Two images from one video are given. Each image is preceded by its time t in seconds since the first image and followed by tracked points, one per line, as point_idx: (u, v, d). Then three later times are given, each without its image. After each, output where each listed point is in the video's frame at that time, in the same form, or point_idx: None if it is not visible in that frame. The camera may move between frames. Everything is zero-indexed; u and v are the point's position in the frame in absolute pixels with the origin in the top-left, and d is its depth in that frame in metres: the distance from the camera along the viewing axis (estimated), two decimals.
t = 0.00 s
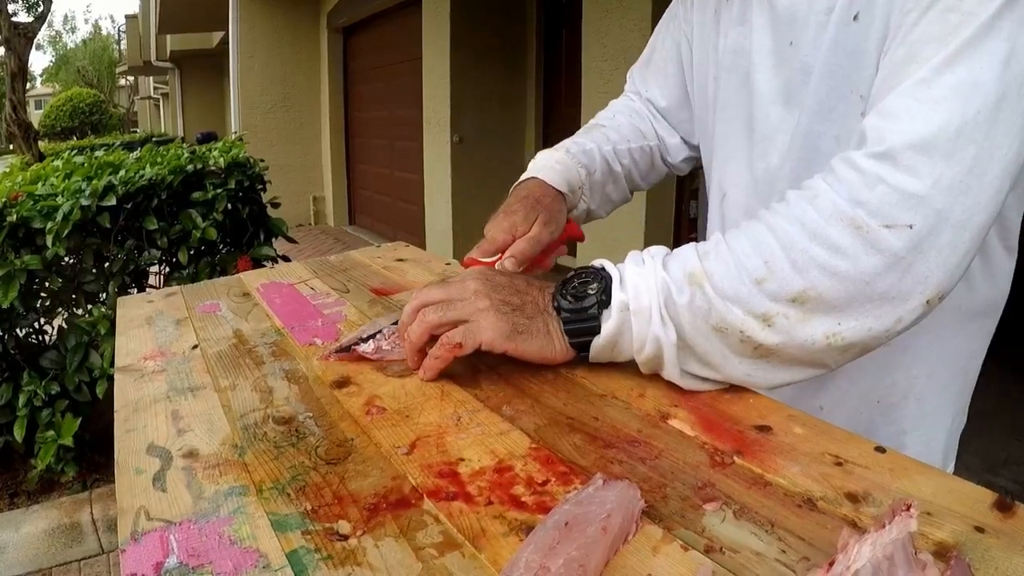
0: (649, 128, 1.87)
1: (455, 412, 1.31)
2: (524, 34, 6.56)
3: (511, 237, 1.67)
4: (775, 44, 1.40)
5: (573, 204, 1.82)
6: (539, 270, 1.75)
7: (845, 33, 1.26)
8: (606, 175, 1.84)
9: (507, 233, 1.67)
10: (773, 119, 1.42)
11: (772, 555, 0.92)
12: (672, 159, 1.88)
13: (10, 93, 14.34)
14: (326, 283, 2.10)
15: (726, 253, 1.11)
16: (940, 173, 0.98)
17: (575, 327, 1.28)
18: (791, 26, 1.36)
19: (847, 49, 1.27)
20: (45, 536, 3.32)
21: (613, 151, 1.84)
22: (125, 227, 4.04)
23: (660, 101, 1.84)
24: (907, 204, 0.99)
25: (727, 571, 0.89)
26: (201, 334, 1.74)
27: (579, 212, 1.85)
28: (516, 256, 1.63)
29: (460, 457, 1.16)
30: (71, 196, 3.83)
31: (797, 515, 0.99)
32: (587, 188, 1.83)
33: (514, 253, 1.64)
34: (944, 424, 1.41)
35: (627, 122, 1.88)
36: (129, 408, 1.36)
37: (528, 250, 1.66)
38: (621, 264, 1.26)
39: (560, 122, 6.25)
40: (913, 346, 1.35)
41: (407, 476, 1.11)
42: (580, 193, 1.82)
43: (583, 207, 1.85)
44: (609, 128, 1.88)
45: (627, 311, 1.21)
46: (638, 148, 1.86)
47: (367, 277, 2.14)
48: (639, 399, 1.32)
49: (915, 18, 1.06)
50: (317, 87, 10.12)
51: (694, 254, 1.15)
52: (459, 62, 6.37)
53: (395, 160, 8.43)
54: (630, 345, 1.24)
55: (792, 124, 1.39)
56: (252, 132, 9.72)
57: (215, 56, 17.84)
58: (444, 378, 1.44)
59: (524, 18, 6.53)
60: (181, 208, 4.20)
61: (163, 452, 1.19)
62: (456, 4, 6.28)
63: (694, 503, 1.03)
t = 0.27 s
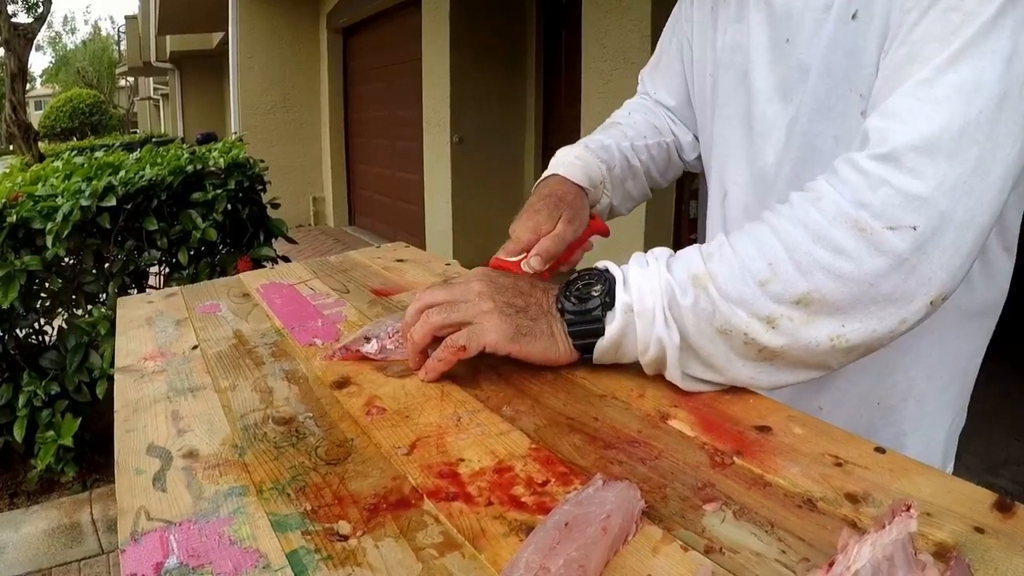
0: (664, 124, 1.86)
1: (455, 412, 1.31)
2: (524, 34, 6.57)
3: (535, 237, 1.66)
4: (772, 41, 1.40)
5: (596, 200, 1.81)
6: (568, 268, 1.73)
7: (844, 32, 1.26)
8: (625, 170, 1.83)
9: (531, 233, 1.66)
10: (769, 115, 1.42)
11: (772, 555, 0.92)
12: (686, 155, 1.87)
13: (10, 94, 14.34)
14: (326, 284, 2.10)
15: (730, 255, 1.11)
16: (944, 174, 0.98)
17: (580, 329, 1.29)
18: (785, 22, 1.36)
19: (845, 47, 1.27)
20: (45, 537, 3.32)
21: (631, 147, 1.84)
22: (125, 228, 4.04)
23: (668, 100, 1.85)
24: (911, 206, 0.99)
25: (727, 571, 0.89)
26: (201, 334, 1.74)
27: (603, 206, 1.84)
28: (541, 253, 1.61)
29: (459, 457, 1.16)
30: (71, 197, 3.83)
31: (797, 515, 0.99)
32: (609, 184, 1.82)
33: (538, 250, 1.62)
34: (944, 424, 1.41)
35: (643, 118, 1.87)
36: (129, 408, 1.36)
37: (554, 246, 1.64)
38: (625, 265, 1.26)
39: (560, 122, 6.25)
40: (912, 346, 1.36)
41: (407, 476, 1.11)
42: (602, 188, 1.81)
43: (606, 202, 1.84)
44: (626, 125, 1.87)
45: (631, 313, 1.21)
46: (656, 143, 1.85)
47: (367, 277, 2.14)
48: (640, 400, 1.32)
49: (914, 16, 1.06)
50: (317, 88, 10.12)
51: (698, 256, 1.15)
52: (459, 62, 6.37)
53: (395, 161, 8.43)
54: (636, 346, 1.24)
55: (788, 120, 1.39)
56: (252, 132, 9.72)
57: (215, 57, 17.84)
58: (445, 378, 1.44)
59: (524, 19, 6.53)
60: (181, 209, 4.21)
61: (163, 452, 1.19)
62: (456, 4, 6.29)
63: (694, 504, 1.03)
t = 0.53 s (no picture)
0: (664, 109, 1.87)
1: (455, 412, 1.31)
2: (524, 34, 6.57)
3: (550, 215, 1.65)
4: (772, 40, 1.40)
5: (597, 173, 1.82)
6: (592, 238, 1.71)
7: (845, 33, 1.26)
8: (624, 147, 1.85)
9: (547, 213, 1.66)
10: (770, 114, 1.42)
11: (771, 556, 0.92)
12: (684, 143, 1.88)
13: (10, 95, 14.34)
14: (326, 284, 2.10)
15: (732, 255, 1.11)
16: (947, 174, 0.98)
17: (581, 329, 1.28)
18: (787, 22, 1.36)
19: (847, 47, 1.27)
20: (44, 537, 3.32)
21: (629, 127, 1.86)
22: (125, 228, 4.04)
23: (663, 94, 1.85)
24: (915, 206, 0.99)
25: (726, 571, 0.89)
26: (201, 334, 1.74)
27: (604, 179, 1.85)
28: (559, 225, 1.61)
29: (459, 457, 1.16)
30: (70, 197, 3.83)
31: (796, 516, 0.99)
32: (609, 158, 1.83)
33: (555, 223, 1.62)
34: (943, 425, 1.41)
35: (644, 102, 1.89)
36: (129, 408, 1.36)
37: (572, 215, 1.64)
38: (627, 265, 1.26)
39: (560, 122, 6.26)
40: (911, 347, 1.36)
41: (407, 477, 1.11)
42: (602, 161, 1.82)
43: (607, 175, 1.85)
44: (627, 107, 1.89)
45: (633, 314, 1.21)
46: (656, 125, 1.86)
47: (367, 277, 2.15)
48: (639, 400, 1.32)
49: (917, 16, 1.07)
50: (317, 88, 10.12)
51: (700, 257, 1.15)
52: (459, 61, 6.37)
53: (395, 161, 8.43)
54: (637, 346, 1.24)
55: (789, 121, 1.39)
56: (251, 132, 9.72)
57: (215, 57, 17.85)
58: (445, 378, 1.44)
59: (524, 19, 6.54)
60: (180, 209, 4.21)
61: (163, 452, 1.19)
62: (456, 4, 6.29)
63: (693, 504, 1.03)
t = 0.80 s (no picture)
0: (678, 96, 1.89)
1: (456, 412, 1.31)
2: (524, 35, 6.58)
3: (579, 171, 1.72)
4: (775, 52, 1.40)
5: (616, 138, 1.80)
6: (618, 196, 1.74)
7: (847, 43, 1.26)
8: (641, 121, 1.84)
9: (575, 171, 1.72)
10: (775, 125, 1.42)
11: (773, 555, 0.92)
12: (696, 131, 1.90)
13: (9, 95, 14.33)
14: (327, 284, 2.10)
15: (741, 257, 1.10)
16: (971, 174, 0.97)
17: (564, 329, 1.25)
18: (791, 32, 1.35)
19: (849, 58, 1.27)
20: (44, 538, 3.32)
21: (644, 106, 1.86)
22: (125, 228, 4.04)
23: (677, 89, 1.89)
24: (938, 206, 0.97)
25: (728, 571, 0.89)
26: (203, 334, 1.74)
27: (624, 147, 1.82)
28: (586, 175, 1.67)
29: (461, 457, 1.16)
30: (70, 198, 3.83)
31: (798, 516, 0.99)
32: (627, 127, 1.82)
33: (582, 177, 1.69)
34: (944, 426, 1.41)
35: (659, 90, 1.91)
36: (131, 408, 1.36)
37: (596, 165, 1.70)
38: (623, 269, 1.24)
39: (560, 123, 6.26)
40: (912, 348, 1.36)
41: (408, 477, 1.11)
42: (619, 128, 1.81)
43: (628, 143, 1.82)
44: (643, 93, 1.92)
45: (626, 317, 1.18)
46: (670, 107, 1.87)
47: (368, 278, 2.15)
48: (641, 400, 1.32)
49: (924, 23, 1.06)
50: (316, 88, 10.13)
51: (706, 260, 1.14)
52: (459, 62, 6.37)
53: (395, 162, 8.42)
54: (627, 351, 1.21)
55: (792, 131, 1.39)
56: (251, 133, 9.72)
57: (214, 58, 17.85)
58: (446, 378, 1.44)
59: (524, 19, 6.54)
60: (180, 210, 4.21)
61: (164, 452, 1.19)
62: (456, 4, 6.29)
63: (695, 504, 1.03)
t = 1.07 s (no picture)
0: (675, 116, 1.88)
1: (455, 412, 1.31)
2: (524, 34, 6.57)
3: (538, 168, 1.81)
4: (771, 57, 1.40)
5: (594, 158, 1.85)
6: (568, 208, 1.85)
7: (841, 46, 1.26)
8: (629, 142, 1.86)
9: (535, 166, 1.82)
10: (771, 131, 1.41)
11: (772, 556, 0.92)
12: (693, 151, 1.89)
13: (9, 95, 14.33)
14: (326, 284, 2.10)
15: (713, 236, 1.03)
16: (955, 141, 0.91)
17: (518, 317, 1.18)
18: (790, 39, 1.34)
19: (841, 61, 1.27)
20: (44, 538, 3.31)
21: (637, 124, 1.87)
22: (124, 228, 4.04)
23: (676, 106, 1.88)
24: (921, 171, 0.91)
25: (727, 571, 0.89)
26: (202, 334, 1.74)
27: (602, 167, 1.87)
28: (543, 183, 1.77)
29: (460, 457, 1.16)
30: (70, 197, 3.83)
31: (797, 516, 0.99)
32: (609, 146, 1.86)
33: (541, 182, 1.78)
34: (944, 427, 1.41)
35: (658, 107, 1.91)
36: (129, 408, 1.36)
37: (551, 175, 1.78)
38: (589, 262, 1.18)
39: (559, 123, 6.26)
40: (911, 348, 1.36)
41: (407, 477, 1.11)
42: (600, 147, 1.85)
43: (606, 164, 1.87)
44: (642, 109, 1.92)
45: (584, 303, 1.11)
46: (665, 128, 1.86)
47: (367, 278, 2.15)
48: (640, 400, 1.32)
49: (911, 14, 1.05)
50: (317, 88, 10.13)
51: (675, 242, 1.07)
52: (458, 62, 6.37)
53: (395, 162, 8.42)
54: (581, 341, 1.12)
55: (788, 137, 1.39)
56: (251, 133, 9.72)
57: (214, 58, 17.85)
58: (444, 377, 1.45)
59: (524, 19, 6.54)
60: (180, 210, 4.20)
61: (163, 452, 1.19)
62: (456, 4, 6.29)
63: (694, 504, 1.03)
